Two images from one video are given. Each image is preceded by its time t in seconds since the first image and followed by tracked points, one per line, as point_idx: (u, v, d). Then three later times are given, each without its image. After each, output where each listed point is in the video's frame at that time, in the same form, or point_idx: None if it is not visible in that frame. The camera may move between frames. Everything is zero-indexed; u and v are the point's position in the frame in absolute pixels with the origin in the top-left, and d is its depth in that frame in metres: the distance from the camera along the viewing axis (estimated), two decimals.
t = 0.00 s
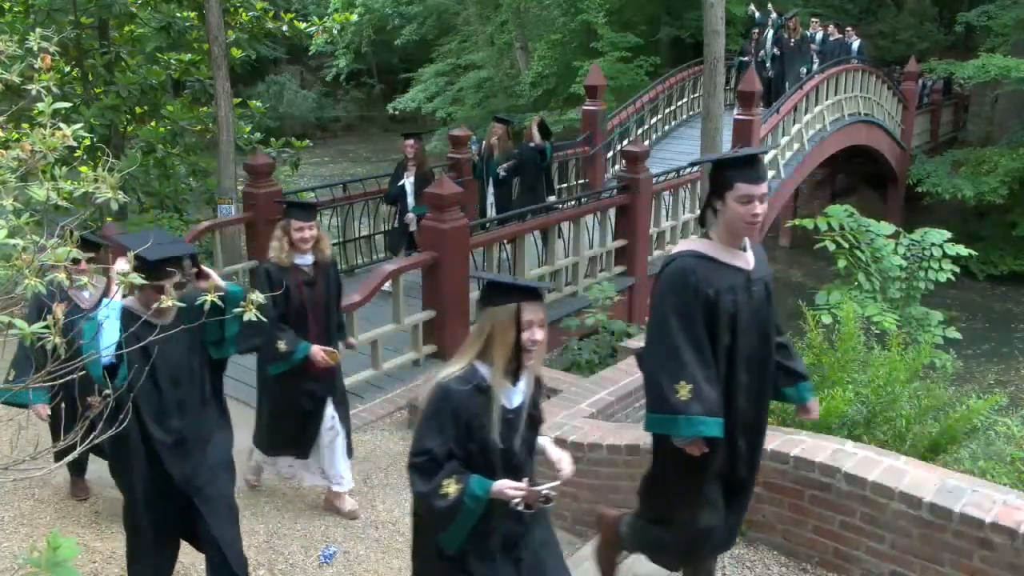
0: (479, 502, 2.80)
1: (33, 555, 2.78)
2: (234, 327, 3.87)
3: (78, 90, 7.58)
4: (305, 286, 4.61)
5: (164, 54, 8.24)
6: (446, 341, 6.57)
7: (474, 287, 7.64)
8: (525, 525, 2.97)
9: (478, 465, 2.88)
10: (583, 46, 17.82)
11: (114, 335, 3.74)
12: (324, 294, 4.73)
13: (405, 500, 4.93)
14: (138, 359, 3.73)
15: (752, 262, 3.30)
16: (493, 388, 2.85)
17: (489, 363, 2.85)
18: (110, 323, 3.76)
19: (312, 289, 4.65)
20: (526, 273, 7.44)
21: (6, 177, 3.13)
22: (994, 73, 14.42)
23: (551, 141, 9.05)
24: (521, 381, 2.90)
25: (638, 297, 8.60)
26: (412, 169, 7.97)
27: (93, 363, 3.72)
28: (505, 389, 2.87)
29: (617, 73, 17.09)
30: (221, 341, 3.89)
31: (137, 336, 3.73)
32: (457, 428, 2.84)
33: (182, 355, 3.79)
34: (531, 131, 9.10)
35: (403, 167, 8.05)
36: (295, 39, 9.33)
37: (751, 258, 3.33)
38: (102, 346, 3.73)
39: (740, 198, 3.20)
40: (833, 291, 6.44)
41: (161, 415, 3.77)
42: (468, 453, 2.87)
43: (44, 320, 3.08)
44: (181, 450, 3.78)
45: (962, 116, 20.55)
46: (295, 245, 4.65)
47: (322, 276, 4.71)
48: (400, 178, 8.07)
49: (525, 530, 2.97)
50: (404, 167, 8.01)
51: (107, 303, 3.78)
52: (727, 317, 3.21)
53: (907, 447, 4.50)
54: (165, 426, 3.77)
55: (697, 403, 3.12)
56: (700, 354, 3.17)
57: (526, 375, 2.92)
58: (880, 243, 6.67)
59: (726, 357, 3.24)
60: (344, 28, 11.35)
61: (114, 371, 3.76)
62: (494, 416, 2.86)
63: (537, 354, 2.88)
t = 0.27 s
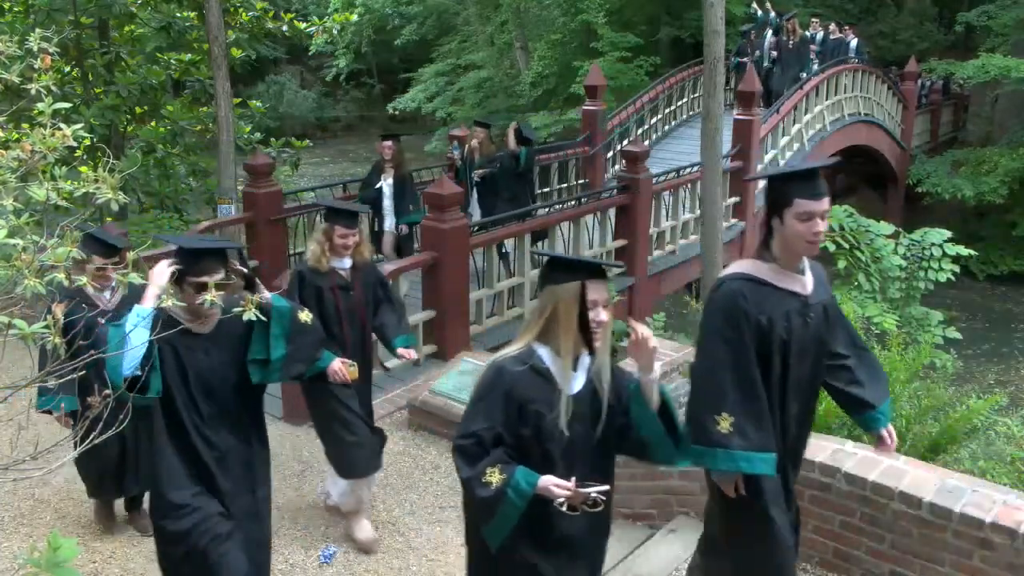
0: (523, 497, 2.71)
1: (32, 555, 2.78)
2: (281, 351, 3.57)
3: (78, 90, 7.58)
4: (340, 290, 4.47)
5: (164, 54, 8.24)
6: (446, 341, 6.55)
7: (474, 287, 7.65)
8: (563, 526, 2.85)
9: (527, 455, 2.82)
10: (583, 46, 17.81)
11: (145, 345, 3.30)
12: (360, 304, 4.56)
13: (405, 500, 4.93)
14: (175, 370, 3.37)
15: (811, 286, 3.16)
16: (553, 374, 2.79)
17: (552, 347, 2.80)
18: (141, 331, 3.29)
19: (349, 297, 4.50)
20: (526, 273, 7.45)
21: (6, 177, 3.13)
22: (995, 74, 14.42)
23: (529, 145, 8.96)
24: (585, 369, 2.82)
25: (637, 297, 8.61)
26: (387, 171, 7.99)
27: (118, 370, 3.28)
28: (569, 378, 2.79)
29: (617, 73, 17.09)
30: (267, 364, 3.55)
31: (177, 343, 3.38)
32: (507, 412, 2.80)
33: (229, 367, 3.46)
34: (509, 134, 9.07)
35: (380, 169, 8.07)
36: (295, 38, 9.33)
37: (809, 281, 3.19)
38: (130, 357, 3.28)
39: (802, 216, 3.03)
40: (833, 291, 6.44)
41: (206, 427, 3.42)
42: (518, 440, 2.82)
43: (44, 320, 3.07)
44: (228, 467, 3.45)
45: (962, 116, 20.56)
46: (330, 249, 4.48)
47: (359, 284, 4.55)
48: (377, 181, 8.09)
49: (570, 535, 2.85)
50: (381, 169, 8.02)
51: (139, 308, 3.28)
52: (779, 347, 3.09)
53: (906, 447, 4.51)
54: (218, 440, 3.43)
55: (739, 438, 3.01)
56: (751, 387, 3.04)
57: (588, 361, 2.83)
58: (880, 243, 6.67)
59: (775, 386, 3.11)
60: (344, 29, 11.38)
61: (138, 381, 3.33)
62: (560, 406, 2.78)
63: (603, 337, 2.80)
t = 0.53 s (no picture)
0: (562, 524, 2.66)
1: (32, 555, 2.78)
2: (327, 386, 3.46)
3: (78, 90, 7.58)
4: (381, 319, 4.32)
5: (164, 54, 8.25)
6: (446, 342, 6.55)
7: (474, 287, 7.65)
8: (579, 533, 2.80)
9: (578, 480, 2.73)
10: (583, 46, 17.80)
11: (181, 391, 3.20)
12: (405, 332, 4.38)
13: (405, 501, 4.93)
14: (215, 400, 3.33)
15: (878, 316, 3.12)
16: (604, 393, 2.70)
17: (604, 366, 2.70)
18: (174, 377, 3.20)
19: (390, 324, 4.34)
20: (526, 273, 7.46)
21: (6, 177, 3.13)
22: (995, 73, 14.41)
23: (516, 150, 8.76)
24: (646, 392, 2.68)
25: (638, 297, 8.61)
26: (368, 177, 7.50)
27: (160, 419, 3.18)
28: (625, 402, 2.68)
29: (617, 74, 17.10)
30: (312, 400, 3.46)
31: (220, 374, 3.34)
32: (552, 430, 2.73)
33: (270, 396, 3.41)
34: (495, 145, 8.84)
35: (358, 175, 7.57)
36: (295, 38, 9.33)
37: (879, 311, 3.15)
38: (166, 405, 3.18)
39: (857, 228, 3.04)
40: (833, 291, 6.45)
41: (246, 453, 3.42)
42: (567, 463, 2.73)
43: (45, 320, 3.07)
44: (267, 492, 3.46)
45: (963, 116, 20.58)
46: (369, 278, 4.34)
47: (400, 310, 4.37)
48: (354, 188, 7.57)
49: (624, 566, 2.80)
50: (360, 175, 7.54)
51: (172, 350, 3.23)
52: (842, 381, 3.06)
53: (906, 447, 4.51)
54: (256, 467, 3.43)
55: (764, 478, 3.07)
56: (794, 421, 3.06)
57: (652, 385, 2.69)
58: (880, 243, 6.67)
59: (830, 423, 3.09)
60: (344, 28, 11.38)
61: (176, 435, 3.23)
62: (615, 431, 2.68)
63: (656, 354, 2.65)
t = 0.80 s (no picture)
0: (622, 561, 2.39)
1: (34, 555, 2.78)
2: (373, 388, 3.44)
3: (78, 90, 7.58)
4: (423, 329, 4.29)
5: (164, 54, 8.25)
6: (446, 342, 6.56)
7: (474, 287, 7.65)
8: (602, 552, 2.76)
9: (643, 514, 2.51)
10: (583, 46, 17.80)
11: (236, 397, 3.14)
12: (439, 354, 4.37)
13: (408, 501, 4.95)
14: (264, 406, 3.28)
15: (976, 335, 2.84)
16: (663, 411, 2.52)
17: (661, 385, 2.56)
18: (229, 383, 3.14)
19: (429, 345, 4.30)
20: (526, 273, 7.48)
21: (6, 176, 3.13)
22: (995, 74, 14.41)
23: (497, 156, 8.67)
24: (706, 409, 2.54)
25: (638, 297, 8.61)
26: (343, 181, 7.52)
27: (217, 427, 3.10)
28: (684, 417, 2.51)
29: (617, 74, 17.10)
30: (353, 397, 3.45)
31: (267, 379, 3.29)
32: (612, 459, 2.50)
33: (315, 403, 3.38)
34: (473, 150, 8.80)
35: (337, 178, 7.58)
36: (295, 38, 9.33)
37: (973, 330, 2.87)
38: (222, 410, 3.11)
39: (950, 234, 2.78)
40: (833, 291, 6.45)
41: (297, 463, 3.37)
42: (630, 495, 2.51)
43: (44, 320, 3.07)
44: (308, 505, 3.40)
45: (963, 116, 20.58)
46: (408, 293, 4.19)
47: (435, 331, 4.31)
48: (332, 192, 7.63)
49: None
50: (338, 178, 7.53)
51: (229, 352, 3.19)
52: (932, 403, 2.81)
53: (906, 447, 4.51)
54: (304, 480, 3.38)
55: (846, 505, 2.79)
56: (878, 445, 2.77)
57: (716, 405, 2.54)
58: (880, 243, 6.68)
59: (915, 439, 2.83)
60: (344, 28, 11.39)
61: (237, 440, 3.19)
62: (677, 450, 2.49)
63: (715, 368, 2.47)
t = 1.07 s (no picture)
0: None
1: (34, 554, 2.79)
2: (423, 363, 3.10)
3: (78, 90, 7.57)
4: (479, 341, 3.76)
5: (164, 54, 8.26)
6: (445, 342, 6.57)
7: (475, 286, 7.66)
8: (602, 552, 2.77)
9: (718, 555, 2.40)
10: (583, 46, 17.79)
11: (267, 369, 2.83)
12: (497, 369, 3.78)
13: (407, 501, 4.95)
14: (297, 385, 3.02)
15: None
16: (735, 443, 2.42)
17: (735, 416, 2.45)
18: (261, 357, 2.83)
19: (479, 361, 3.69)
20: (526, 273, 7.48)
21: (6, 177, 3.12)
22: (995, 74, 14.41)
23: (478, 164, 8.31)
24: (781, 441, 2.44)
25: (638, 297, 8.62)
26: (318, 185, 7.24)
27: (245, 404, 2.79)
28: (757, 450, 2.41)
29: (617, 74, 17.10)
30: (402, 378, 3.11)
31: (300, 354, 3.02)
32: (687, 497, 2.38)
33: (350, 380, 3.09)
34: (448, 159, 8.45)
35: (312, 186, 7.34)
36: (295, 38, 9.33)
37: None
38: (251, 383, 2.80)
39: None
40: (833, 291, 6.46)
41: (324, 457, 3.07)
42: (705, 535, 2.39)
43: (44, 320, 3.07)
44: (342, 504, 3.12)
45: (962, 116, 20.58)
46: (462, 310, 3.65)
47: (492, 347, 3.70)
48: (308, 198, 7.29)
49: None
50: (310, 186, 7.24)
51: (260, 319, 2.88)
52: None
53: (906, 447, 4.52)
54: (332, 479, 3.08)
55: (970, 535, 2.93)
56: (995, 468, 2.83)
57: (790, 437, 2.43)
58: (880, 243, 6.69)
59: None
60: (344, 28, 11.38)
61: (265, 420, 2.87)
62: (752, 485, 2.39)
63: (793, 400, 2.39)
